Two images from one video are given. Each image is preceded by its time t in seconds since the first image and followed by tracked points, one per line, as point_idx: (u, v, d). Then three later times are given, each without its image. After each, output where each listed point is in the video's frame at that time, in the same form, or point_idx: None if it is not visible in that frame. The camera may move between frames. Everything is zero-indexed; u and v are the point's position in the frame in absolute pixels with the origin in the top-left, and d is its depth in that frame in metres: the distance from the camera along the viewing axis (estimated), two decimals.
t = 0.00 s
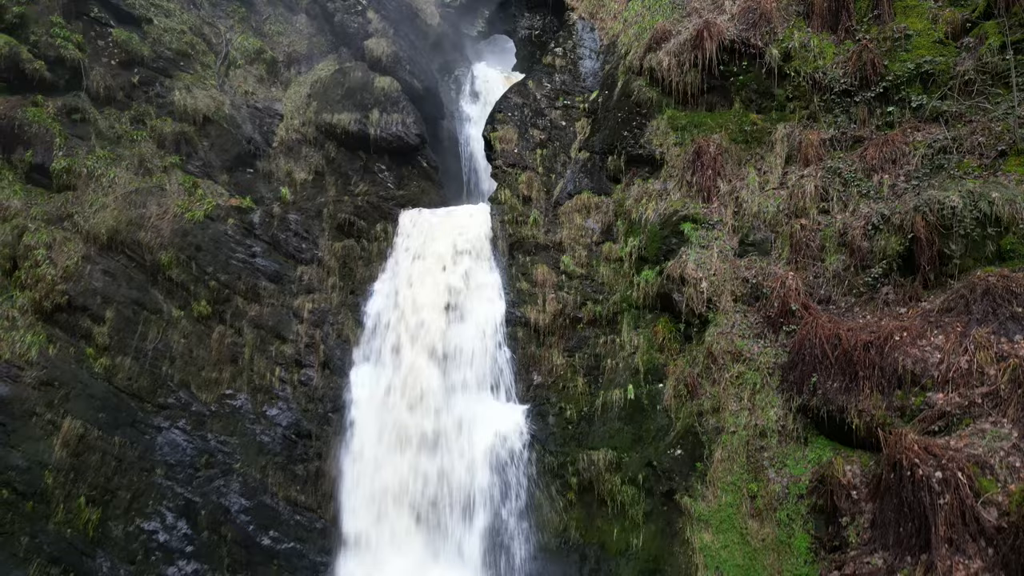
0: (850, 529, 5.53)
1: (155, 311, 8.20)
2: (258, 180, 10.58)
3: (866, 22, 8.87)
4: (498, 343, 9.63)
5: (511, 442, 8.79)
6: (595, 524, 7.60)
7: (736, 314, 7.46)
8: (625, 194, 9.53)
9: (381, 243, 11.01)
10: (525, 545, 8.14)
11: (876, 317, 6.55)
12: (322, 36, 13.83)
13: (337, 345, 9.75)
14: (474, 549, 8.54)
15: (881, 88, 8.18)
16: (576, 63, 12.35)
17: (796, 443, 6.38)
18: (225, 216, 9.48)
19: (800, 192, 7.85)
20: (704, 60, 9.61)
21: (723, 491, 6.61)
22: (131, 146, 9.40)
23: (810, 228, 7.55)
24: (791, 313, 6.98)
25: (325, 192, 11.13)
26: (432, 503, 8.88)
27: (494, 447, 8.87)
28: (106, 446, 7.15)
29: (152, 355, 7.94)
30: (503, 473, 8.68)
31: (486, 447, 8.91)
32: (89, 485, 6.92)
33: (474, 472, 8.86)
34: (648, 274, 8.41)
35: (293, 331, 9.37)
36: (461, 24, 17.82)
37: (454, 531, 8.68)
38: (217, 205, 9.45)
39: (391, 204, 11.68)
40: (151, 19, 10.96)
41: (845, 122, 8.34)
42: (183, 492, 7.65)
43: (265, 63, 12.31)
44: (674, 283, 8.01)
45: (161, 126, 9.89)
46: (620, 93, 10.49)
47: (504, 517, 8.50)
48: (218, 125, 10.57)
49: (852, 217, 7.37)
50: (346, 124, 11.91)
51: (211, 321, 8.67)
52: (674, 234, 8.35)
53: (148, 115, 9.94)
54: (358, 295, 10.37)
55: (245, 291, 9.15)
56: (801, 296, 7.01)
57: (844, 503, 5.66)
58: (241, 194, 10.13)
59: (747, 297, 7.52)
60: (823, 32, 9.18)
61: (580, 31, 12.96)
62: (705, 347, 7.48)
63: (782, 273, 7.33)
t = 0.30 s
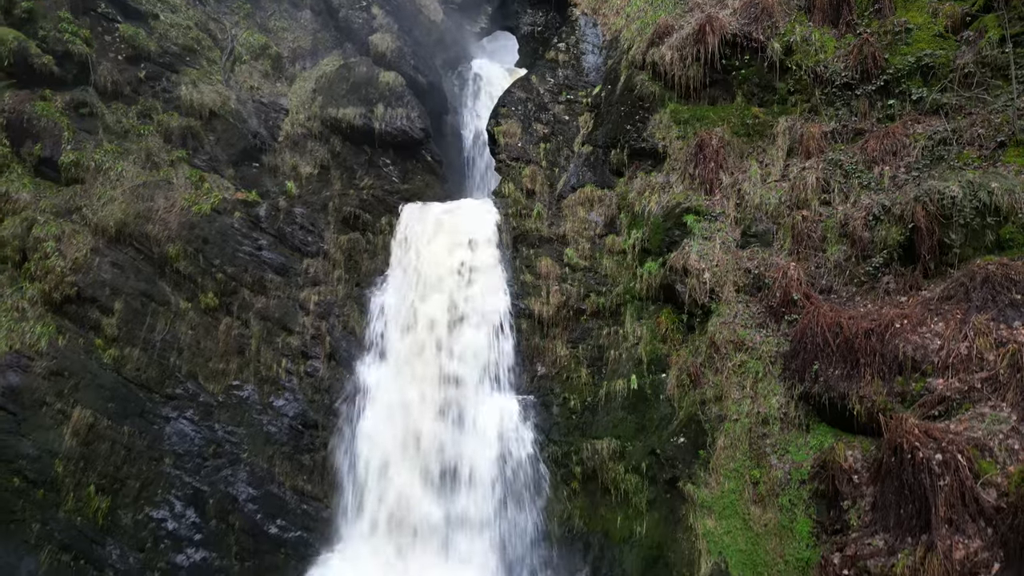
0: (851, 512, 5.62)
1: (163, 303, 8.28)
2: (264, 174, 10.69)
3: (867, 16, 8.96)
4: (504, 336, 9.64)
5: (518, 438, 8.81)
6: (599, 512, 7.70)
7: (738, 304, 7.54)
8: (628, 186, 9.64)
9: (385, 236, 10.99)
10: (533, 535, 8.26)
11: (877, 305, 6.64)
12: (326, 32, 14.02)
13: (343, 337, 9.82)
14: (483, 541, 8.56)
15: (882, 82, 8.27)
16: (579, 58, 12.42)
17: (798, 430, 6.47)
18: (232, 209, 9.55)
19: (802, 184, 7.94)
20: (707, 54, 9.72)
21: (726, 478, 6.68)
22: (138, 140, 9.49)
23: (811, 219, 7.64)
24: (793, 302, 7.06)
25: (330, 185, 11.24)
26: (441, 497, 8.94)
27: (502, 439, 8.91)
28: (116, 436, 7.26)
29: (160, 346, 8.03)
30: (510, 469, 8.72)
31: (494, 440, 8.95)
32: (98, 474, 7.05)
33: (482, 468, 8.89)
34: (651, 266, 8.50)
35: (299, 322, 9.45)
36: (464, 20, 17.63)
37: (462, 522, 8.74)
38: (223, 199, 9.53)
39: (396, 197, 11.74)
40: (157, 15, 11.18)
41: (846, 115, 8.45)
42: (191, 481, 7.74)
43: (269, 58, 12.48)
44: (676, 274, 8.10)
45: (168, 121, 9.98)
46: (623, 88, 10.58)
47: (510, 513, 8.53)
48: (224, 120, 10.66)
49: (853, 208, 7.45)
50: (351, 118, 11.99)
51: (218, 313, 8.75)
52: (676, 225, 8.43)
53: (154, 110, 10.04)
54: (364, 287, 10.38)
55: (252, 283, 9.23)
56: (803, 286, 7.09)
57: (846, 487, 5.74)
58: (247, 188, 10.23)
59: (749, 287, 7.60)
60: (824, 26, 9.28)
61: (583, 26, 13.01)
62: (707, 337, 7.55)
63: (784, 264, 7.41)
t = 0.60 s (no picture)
0: (852, 496, 5.70)
1: (170, 295, 8.35)
2: (269, 168, 10.78)
3: (868, 9, 9.04)
4: (509, 328, 9.78)
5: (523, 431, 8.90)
6: (602, 501, 7.79)
7: (740, 294, 7.61)
8: (630, 180, 9.73)
9: (390, 229, 11.09)
10: (537, 523, 8.38)
11: (877, 294, 6.72)
12: (330, 28, 14.17)
13: (348, 329, 9.89)
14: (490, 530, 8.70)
15: (882, 75, 8.36)
16: (582, 53, 12.50)
17: (800, 418, 6.54)
18: (237, 202, 9.62)
19: (803, 176, 8.02)
20: (709, 48, 9.79)
21: (728, 465, 6.74)
22: (144, 134, 9.57)
23: (812, 211, 7.73)
24: (795, 293, 7.15)
25: (334, 179, 11.29)
26: (448, 488, 9.10)
27: (508, 429, 9.05)
28: (125, 425, 7.34)
29: (167, 337, 8.10)
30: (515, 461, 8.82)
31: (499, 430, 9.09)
32: (106, 463, 7.12)
33: (486, 460, 9.01)
34: (653, 258, 8.57)
35: (304, 315, 9.53)
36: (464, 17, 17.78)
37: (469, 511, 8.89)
38: (229, 192, 9.61)
39: (400, 191, 11.83)
40: (162, 11, 11.32)
41: (847, 108, 8.54)
42: (198, 471, 7.81)
43: (274, 54, 12.62)
44: (679, 266, 8.16)
45: (174, 115, 10.07)
46: (625, 83, 10.67)
47: (515, 503, 8.65)
48: (229, 115, 10.74)
49: (854, 199, 7.54)
50: (355, 112, 12.09)
51: (224, 306, 8.83)
52: (679, 218, 8.50)
53: (160, 104, 10.13)
54: (369, 279, 10.45)
55: (257, 275, 9.31)
56: (804, 276, 7.17)
57: (846, 472, 5.83)
58: (252, 182, 10.31)
59: (751, 278, 7.67)
60: (824, 20, 9.37)
61: (585, 22, 13.07)
62: (709, 328, 7.62)
63: (786, 255, 7.49)
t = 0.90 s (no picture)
0: (852, 480, 5.78)
1: (177, 286, 8.41)
2: (274, 162, 10.93)
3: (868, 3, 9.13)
4: (513, 319, 9.89)
5: (526, 424, 8.98)
6: (605, 490, 7.89)
7: (742, 285, 7.69)
8: (633, 173, 9.81)
9: (395, 222, 11.16)
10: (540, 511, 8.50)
11: (878, 283, 6.80)
12: (334, 23, 14.26)
13: (353, 321, 9.99)
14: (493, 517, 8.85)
15: (882, 68, 8.46)
16: (584, 48, 12.59)
17: (801, 405, 6.62)
18: (243, 195, 9.70)
19: (804, 167, 8.11)
20: (710, 42, 9.86)
21: (730, 453, 6.79)
22: (151, 128, 9.66)
23: (813, 202, 7.83)
24: (796, 282, 7.23)
25: (339, 173, 11.44)
26: (452, 476, 9.24)
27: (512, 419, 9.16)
28: (133, 415, 7.40)
29: (174, 328, 8.17)
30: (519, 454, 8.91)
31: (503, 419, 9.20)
32: (115, 451, 7.17)
33: (490, 449, 9.12)
34: (656, 250, 8.65)
35: (310, 306, 9.63)
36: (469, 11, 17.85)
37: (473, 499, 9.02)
38: (235, 185, 9.69)
39: (405, 184, 11.89)
40: (168, 6, 11.39)
41: (848, 100, 8.63)
42: (205, 460, 7.89)
43: (278, 49, 12.81)
44: (681, 257, 8.23)
45: (180, 110, 10.15)
46: (628, 77, 10.77)
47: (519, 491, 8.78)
48: (234, 109, 10.83)
49: (855, 190, 7.62)
50: (360, 106, 12.16)
51: (230, 297, 8.90)
52: (681, 209, 8.59)
53: (166, 98, 10.22)
54: (374, 272, 10.57)
55: (263, 268, 9.40)
56: (806, 266, 7.25)
57: (847, 457, 5.92)
58: (258, 176, 10.42)
59: (753, 268, 7.76)
60: (826, 15, 9.48)
61: (587, 18, 13.16)
62: (711, 317, 7.70)
63: (787, 246, 7.57)
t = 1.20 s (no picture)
0: (854, 465, 5.86)
1: (184, 278, 8.49)
2: (280, 157, 10.95)
3: None
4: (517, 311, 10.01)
5: (531, 413, 9.10)
6: (608, 479, 7.97)
7: (744, 275, 7.78)
8: (636, 166, 9.90)
9: (399, 215, 11.24)
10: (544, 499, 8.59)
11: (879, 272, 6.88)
12: (338, 19, 14.35)
13: (358, 313, 10.07)
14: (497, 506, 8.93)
15: (883, 62, 8.57)
16: (587, 43, 12.66)
17: (803, 393, 6.70)
18: (249, 189, 9.79)
19: (806, 160, 8.20)
20: (713, 36, 9.96)
21: (733, 440, 6.87)
22: (157, 122, 9.74)
23: (814, 194, 7.92)
24: (798, 273, 7.32)
25: (344, 166, 11.51)
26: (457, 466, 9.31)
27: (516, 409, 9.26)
28: (142, 405, 7.47)
29: (181, 320, 8.25)
30: (523, 447, 9.00)
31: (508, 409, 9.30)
32: (124, 440, 7.24)
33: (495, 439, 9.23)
34: (659, 242, 8.72)
35: (316, 299, 9.72)
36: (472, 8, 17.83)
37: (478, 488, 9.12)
38: (241, 178, 9.77)
39: (409, 178, 12.01)
40: (174, 2, 11.48)
41: (849, 94, 8.73)
42: (213, 449, 7.97)
43: (283, 45, 12.88)
44: (684, 248, 8.29)
45: (186, 104, 10.22)
46: (630, 71, 10.83)
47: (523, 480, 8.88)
48: (240, 104, 10.91)
49: (856, 181, 7.71)
50: (365, 101, 12.29)
51: (237, 289, 8.98)
52: (684, 202, 8.68)
53: (173, 93, 10.28)
54: (379, 264, 10.65)
55: (269, 260, 9.49)
56: (808, 257, 7.34)
57: (849, 442, 6.00)
58: (263, 170, 10.50)
59: (755, 259, 7.84)
60: (827, 9, 9.53)
61: (590, 13, 13.20)
62: (713, 308, 7.78)
63: (789, 237, 7.66)
